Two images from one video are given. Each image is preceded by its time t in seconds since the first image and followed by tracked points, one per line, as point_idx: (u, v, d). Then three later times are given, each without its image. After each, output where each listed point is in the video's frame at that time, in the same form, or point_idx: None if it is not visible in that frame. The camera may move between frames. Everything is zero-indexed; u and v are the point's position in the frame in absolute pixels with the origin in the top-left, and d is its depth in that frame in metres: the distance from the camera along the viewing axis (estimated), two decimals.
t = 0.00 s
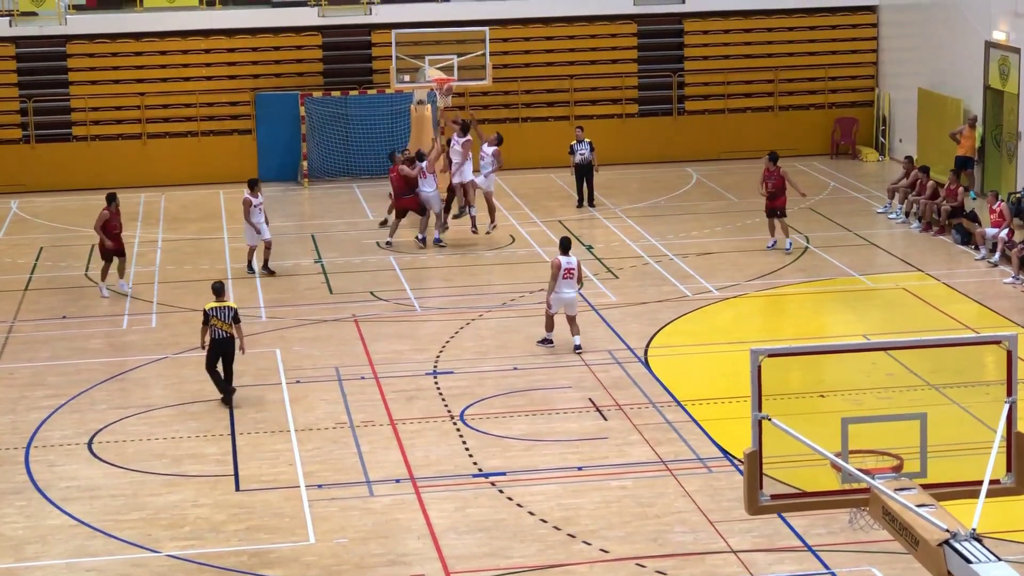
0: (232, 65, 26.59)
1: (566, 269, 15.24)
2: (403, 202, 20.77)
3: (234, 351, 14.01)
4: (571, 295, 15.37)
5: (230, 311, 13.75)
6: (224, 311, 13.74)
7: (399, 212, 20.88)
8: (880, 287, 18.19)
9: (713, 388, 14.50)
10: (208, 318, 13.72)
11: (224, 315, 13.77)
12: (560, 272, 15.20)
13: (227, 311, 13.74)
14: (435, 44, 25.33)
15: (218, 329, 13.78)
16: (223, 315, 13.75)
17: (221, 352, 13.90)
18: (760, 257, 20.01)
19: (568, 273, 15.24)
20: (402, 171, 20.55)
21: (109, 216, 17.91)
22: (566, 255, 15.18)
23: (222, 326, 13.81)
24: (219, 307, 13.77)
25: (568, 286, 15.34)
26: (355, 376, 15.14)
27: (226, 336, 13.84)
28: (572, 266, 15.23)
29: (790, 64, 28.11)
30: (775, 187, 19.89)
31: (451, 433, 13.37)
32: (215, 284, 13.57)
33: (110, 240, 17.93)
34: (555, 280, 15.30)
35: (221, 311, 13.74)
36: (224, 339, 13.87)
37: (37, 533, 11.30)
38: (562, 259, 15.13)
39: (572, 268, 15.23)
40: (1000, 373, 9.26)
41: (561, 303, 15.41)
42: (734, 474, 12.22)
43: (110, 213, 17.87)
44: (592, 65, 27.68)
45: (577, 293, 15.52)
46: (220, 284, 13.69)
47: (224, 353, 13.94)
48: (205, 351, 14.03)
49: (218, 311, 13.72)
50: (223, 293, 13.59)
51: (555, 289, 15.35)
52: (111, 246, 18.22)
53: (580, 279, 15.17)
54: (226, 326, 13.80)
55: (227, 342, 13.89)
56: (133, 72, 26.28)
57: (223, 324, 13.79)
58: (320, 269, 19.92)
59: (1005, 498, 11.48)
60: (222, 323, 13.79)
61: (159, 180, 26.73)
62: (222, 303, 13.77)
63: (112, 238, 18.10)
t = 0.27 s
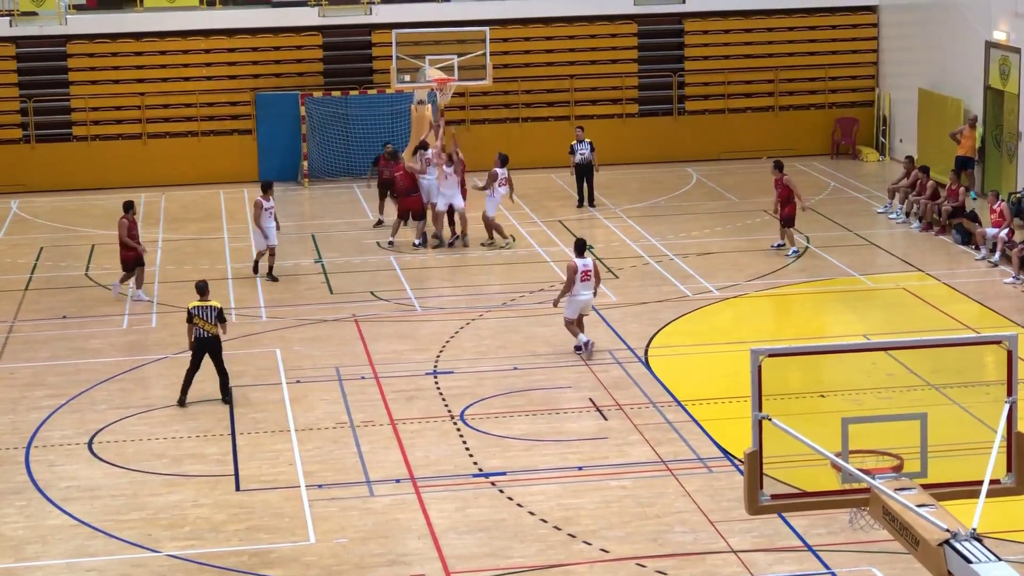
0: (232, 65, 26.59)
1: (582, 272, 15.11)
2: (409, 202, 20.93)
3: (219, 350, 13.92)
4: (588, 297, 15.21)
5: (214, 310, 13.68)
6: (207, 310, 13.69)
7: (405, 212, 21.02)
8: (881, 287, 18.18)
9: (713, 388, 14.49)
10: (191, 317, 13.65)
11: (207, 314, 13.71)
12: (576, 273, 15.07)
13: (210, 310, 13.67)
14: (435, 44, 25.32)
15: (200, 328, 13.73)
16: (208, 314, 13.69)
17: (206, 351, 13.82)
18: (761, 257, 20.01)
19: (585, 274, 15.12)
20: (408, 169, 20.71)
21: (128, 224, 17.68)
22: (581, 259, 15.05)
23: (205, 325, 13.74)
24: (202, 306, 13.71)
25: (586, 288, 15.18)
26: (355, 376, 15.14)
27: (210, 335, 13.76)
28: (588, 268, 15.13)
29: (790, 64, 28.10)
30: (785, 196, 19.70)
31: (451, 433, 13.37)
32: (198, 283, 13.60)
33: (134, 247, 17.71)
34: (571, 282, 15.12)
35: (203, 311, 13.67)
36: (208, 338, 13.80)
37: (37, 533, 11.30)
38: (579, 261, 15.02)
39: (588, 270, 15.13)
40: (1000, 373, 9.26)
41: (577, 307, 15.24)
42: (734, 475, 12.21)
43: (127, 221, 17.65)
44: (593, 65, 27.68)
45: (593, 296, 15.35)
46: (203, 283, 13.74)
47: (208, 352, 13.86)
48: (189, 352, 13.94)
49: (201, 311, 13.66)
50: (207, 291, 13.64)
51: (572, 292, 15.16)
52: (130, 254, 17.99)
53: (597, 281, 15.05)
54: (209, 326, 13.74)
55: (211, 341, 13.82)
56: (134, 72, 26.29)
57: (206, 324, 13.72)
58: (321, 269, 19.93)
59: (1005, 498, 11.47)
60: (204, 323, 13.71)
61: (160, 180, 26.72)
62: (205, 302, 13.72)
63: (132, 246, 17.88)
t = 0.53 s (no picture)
0: (231, 66, 26.59)
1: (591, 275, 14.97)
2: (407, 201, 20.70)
3: (198, 352, 13.93)
4: (600, 299, 15.05)
5: (188, 313, 13.68)
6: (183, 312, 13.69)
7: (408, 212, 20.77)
8: (880, 288, 18.19)
9: (713, 390, 14.50)
10: (167, 319, 13.72)
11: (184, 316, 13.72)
12: (585, 276, 14.94)
13: (183, 313, 13.68)
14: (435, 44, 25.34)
15: (177, 331, 13.76)
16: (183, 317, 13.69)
17: (185, 353, 13.85)
18: (760, 258, 20.02)
19: (595, 277, 14.96)
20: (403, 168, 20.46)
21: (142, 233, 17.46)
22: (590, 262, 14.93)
23: (182, 328, 13.76)
24: (179, 308, 13.74)
25: (596, 290, 15.02)
26: (355, 377, 15.14)
27: (186, 338, 13.78)
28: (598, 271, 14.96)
29: (789, 65, 28.11)
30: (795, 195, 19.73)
31: (451, 434, 13.38)
32: (172, 284, 13.65)
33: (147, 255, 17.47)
34: (581, 285, 15.00)
35: (179, 313, 13.70)
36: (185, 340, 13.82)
37: (37, 534, 11.30)
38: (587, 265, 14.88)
39: (598, 272, 14.96)
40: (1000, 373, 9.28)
41: (588, 311, 15.07)
42: (734, 475, 12.22)
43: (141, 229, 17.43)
44: (592, 66, 27.68)
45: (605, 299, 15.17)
46: (180, 285, 13.77)
47: (188, 354, 13.88)
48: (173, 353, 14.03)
49: (177, 312, 13.69)
50: (182, 293, 13.66)
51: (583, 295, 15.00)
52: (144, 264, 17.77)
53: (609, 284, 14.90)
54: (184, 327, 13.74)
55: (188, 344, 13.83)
56: (134, 73, 26.29)
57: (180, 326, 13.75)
58: (320, 269, 19.94)
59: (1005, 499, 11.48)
60: (180, 325, 13.74)
61: (159, 181, 26.73)
62: (182, 304, 13.73)
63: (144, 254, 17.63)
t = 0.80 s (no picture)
0: (231, 66, 26.59)
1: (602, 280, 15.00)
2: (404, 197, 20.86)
3: (188, 359, 13.81)
4: (609, 305, 15.08)
5: (177, 318, 13.59)
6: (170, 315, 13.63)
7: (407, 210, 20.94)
8: (880, 288, 18.18)
9: (713, 390, 14.49)
10: (158, 322, 13.66)
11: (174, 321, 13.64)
12: (596, 280, 14.96)
13: (174, 318, 13.59)
14: (436, 45, 25.35)
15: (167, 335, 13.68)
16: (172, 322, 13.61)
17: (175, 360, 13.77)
18: (760, 259, 20.02)
19: (604, 282, 14.99)
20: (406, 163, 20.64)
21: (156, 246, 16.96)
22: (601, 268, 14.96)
23: (173, 333, 13.67)
24: (169, 312, 13.67)
25: (606, 296, 15.05)
26: (355, 377, 15.14)
27: (176, 343, 13.68)
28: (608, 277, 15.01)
29: (789, 65, 28.12)
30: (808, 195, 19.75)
31: (451, 434, 13.38)
32: (165, 289, 13.54)
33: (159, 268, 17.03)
34: (592, 289, 15.02)
35: (169, 317, 13.62)
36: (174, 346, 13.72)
37: (37, 534, 11.30)
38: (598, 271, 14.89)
39: (608, 278, 15.01)
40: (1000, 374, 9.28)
41: (597, 315, 15.12)
42: (734, 476, 12.22)
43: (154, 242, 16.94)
44: (592, 66, 27.68)
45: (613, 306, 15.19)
46: (172, 289, 13.68)
47: (178, 360, 13.79)
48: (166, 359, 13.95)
49: (167, 317, 13.62)
50: (173, 297, 13.56)
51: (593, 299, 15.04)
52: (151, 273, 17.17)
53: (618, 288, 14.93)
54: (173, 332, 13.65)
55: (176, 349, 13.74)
56: (133, 73, 26.29)
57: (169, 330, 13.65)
58: (320, 270, 19.95)
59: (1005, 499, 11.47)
60: (170, 329, 13.66)
61: (159, 181, 26.73)
62: (173, 308, 13.66)
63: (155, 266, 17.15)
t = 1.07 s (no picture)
0: (231, 67, 26.59)
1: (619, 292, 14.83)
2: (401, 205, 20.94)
3: (179, 362, 13.80)
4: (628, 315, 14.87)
5: (170, 322, 13.57)
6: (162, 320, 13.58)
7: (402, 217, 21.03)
8: (880, 288, 18.18)
9: (713, 390, 14.49)
10: (150, 326, 13.61)
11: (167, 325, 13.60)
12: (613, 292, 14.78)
13: (167, 322, 13.56)
14: (436, 45, 25.36)
15: (158, 339, 13.62)
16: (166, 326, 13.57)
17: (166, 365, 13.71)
18: (760, 258, 20.02)
19: (621, 293, 14.83)
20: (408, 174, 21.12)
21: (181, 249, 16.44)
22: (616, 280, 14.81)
23: (165, 337, 13.63)
24: (162, 317, 13.63)
25: (624, 306, 14.87)
26: (355, 377, 15.14)
27: (168, 348, 13.64)
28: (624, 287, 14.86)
29: (789, 65, 28.11)
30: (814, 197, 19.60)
31: (451, 434, 13.38)
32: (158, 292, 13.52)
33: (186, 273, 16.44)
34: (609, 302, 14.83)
35: (161, 321, 13.58)
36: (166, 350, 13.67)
37: (37, 534, 11.30)
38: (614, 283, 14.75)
39: (624, 288, 14.85)
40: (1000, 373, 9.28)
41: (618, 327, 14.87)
42: (734, 476, 12.21)
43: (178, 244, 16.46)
44: (592, 66, 27.68)
45: (633, 315, 15.01)
46: (165, 293, 13.67)
47: (169, 365, 13.73)
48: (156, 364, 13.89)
49: (160, 320, 13.58)
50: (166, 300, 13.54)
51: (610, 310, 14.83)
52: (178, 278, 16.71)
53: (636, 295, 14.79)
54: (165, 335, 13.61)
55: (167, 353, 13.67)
56: (134, 73, 26.28)
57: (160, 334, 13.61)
58: (321, 270, 19.94)
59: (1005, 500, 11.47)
60: (163, 334, 13.61)
61: (159, 181, 26.73)
62: (165, 312, 13.63)
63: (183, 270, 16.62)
